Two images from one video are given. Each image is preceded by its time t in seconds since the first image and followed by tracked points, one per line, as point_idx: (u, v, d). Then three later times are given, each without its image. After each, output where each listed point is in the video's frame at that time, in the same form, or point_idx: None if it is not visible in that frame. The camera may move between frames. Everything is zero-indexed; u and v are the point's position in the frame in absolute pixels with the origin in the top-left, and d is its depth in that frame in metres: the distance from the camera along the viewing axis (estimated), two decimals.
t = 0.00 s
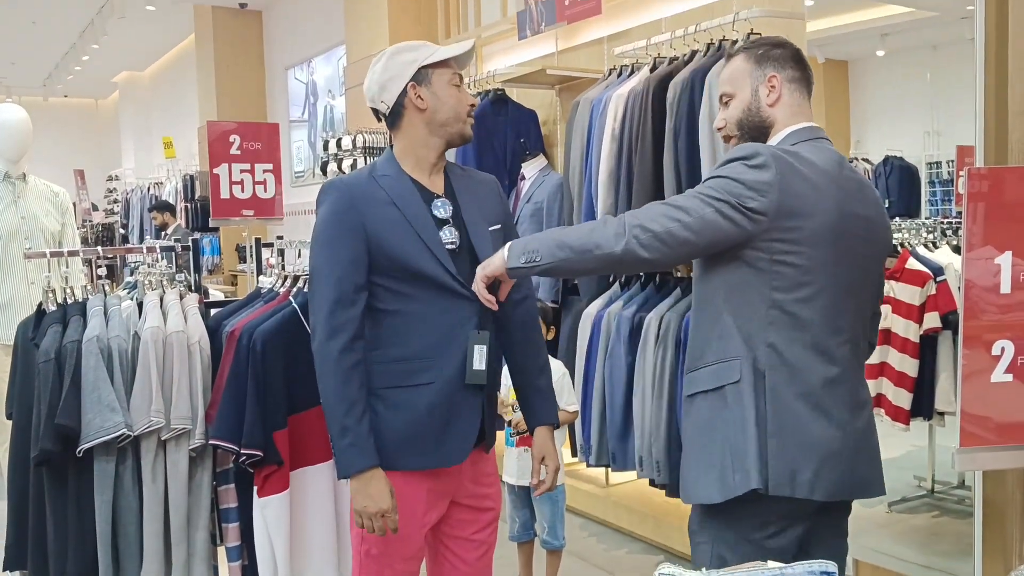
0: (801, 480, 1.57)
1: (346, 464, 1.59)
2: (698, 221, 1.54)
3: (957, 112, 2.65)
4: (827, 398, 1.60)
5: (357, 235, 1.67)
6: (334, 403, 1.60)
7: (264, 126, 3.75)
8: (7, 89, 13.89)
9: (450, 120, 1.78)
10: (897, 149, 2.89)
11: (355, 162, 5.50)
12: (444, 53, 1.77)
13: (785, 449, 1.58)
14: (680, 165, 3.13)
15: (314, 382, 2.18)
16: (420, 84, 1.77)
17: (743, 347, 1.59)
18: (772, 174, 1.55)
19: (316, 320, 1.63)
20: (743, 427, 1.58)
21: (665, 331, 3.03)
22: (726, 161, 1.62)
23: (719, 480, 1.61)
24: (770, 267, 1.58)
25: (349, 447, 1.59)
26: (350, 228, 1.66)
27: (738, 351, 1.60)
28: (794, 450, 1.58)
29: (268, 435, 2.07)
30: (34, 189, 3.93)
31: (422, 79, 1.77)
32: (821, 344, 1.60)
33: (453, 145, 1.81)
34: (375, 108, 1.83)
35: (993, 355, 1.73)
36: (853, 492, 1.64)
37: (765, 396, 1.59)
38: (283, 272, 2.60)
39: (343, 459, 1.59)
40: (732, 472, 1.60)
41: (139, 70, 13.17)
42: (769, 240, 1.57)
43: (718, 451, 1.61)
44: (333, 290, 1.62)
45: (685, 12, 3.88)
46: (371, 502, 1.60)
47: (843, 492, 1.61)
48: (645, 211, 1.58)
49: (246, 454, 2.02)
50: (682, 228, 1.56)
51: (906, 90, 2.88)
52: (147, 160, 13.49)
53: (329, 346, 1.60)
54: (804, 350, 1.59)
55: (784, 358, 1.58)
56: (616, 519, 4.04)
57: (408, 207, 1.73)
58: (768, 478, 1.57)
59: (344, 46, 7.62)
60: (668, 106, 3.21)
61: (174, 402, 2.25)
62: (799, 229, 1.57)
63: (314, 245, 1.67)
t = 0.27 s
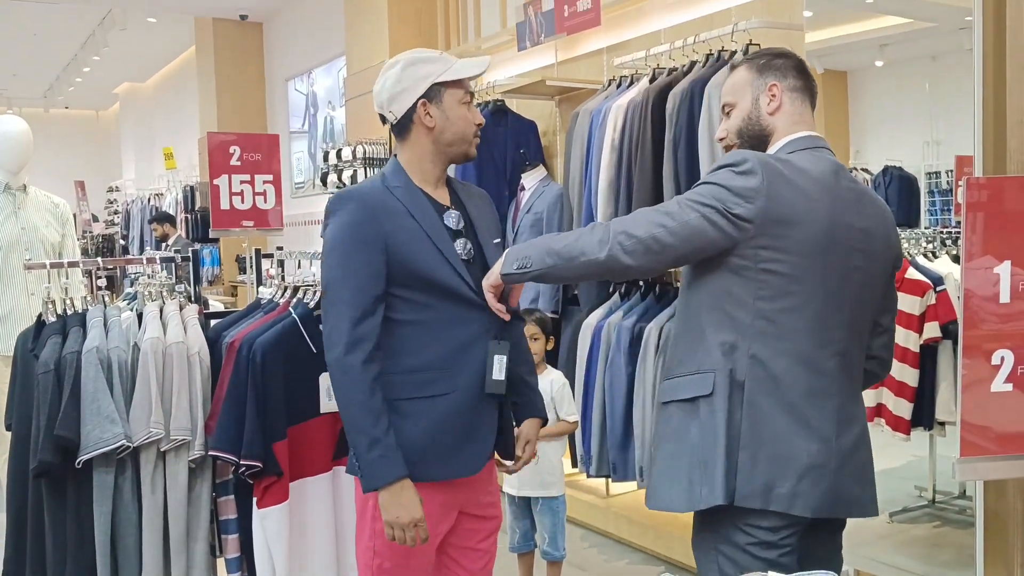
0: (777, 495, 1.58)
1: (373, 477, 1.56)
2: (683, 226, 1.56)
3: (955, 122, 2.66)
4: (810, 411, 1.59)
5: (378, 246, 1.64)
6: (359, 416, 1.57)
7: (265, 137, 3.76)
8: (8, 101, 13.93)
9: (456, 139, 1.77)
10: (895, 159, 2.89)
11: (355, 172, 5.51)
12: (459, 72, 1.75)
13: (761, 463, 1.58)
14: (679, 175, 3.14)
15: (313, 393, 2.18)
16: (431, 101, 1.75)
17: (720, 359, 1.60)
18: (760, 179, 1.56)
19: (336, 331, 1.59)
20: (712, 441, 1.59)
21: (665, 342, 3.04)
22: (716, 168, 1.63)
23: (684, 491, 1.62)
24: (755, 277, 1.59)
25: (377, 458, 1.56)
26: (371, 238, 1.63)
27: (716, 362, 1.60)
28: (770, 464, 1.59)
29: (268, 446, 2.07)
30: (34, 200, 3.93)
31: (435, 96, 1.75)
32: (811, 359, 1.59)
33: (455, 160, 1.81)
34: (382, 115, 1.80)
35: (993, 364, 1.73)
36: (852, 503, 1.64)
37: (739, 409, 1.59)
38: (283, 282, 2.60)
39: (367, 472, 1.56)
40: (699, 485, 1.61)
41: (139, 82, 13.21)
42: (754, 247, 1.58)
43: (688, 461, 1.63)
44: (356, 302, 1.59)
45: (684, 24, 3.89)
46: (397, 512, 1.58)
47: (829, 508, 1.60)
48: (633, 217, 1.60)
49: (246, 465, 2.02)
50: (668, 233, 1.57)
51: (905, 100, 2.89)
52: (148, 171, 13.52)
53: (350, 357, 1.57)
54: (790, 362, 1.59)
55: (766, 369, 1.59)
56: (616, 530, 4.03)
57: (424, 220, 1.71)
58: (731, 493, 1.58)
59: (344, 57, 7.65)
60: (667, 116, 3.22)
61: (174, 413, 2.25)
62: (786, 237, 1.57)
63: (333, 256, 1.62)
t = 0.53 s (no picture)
0: (764, 502, 1.59)
1: (411, 484, 1.57)
2: (668, 231, 1.58)
3: (951, 129, 2.68)
4: (798, 419, 1.60)
5: (407, 254, 1.61)
6: (395, 426, 1.57)
7: (266, 145, 3.78)
8: (10, 109, 13.99)
9: (463, 153, 1.79)
10: (893, 166, 2.91)
11: (356, 180, 5.53)
12: (473, 88, 1.76)
13: (748, 469, 1.60)
14: (678, 183, 3.16)
15: (312, 399, 2.19)
16: (443, 114, 1.75)
17: (705, 364, 1.62)
18: (745, 185, 1.58)
19: (368, 340, 1.57)
20: (693, 446, 1.63)
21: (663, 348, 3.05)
22: (704, 174, 1.66)
23: (666, 495, 1.66)
24: (742, 283, 1.61)
25: (419, 464, 1.57)
26: (402, 245, 1.61)
27: (701, 368, 1.63)
28: (756, 470, 1.60)
29: (269, 452, 2.09)
30: (37, 208, 3.95)
31: (447, 109, 1.75)
32: (801, 365, 1.60)
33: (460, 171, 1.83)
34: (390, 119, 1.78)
35: (989, 369, 1.74)
36: (845, 509, 1.65)
37: (723, 415, 1.62)
38: (283, 289, 2.62)
39: (405, 482, 1.57)
40: (678, 489, 1.65)
41: (141, 90, 13.26)
42: (741, 252, 1.60)
43: (671, 465, 1.67)
44: (389, 311, 1.57)
45: (683, 32, 3.91)
46: (431, 519, 1.58)
47: (816, 515, 1.61)
48: (621, 224, 1.63)
49: (247, 470, 2.04)
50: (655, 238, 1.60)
51: (904, 108, 2.91)
52: (150, 177, 13.57)
53: (386, 366, 1.56)
54: (778, 369, 1.60)
55: (753, 374, 1.60)
56: (616, 535, 4.03)
57: (446, 226, 1.71)
58: (716, 499, 1.61)
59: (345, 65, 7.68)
60: (665, 123, 3.23)
61: (176, 419, 2.26)
62: (770, 242, 1.59)
63: (362, 266, 1.59)
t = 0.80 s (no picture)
0: (765, 508, 1.58)
1: (440, 487, 1.57)
2: (663, 237, 1.60)
3: (951, 131, 2.67)
4: (797, 424, 1.60)
5: (431, 257, 1.62)
6: (425, 428, 1.56)
7: (266, 147, 3.78)
8: (10, 111, 14.00)
9: (472, 158, 1.80)
10: (893, 168, 2.90)
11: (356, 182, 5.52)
12: (483, 93, 1.76)
13: (747, 475, 1.60)
14: (677, 184, 3.16)
15: (311, 401, 2.19)
16: (452, 119, 1.75)
17: (703, 370, 1.63)
18: (737, 189, 1.59)
19: (396, 343, 1.57)
20: (691, 452, 1.64)
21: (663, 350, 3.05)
22: (700, 182, 1.68)
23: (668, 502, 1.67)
24: (739, 288, 1.61)
25: (450, 467, 1.57)
26: (428, 248, 1.61)
27: (698, 375, 1.64)
28: (756, 476, 1.60)
29: (269, 454, 2.09)
30: (37, 210, 3.95)
31: (456, 114, 1.75)
32: (799, 369, 1.60)
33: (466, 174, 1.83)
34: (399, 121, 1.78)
35: (988, 371, 1.73)
36: (845, 513, 1.64)
37: (722, 421, 1.62)
38: (283, 292, 2.61)
39: (433, 485, 1.57)
40: (678, 495, 1.66)
41: (142, 92, 13.27)
42: (737, 256, 1.60)
43: (671, 471, 1.68)
44: (418, 314, 1.57)
45: (683, 35, 3.92)
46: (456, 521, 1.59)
47: (816, 520, 1.60)
48: (617, 232, 1.65)
49: (247, 473, 2.04)
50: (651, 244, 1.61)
51: (904, 110, 2.90)
52: (150, 180, 13.58)
53: (416, 368, 1.56)
54: (776, 374, 1.59)
55: (752, 378, 1.60)
56: (617, 538, 4.03)
57: (464, 231, 1.72)
58: (715, 504, 1.62)
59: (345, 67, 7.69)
60: (665, 125, 3.23)
61: (176, 422, 2.26)
62: (765, 245, 1.59)
63: (389, 269, 1.59)
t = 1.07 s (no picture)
0: (770, 510, 1.56)
1: (469, 485, 1.54)
2: (663, 244, 1.60)
3: (955, 129, 2.65)
4: (804, 425, 1.57)
5: (456, 254, 1.60)
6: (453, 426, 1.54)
7: (264, 146, 3.76)
8: (6, 110, 13.95)
9: (484, 157, 1.78)
10: (897, 167, 2.89)
11: (354, 181, 5.49)
12: (493, 91, 1.74)
13: (752, 476, 1.58)
14: (678, 183, 3.13)
15: (308, 403, 2.17)
16: (464, 118, 1.73)
17: (708, 371, 1.61)
18: (738, 193, 1.58)
19: (425, 341, 1.55)
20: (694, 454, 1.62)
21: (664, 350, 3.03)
22: (701, 184, 1.67)
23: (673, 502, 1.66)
24: (745, 290, 1.60)
25: (478, 464, 1.53)
26: (453, 245, 1.59)
27: (703, 375, 1.62)
28: (761, 478, 1.57)
29: (266, 457, 2.06)
30: (32, 209, 3.92)
31: (469, 113, 1.73)
32: (806, 369, 1.57)
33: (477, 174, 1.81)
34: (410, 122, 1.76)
35: (994, 372, 1.71)
36: (853, 516, 1.62)
37: (728, 422, 1.60)
38: (282, 292, 2.59)
39: (463, 482, 1.54)
40: (683, 495, 1.64)
41: (138, 91, 13.23)
42: (741, 256, 1.59)
43: (674, 472, 1.67)
44: (446, 312, 1.55)
45: (684, 32, 3.89)
46: (484, 518, 1.57)
47: (824, 523, 1.57)
48: (619, 239, 1.65)
49: (245, 475, 2.01)
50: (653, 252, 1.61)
51: (907, 108, 2.88)
52: (147, 179, 13.53)
53: (446, 364, 1.54)
54: (782, 375, 1.57)
55: (757, 379, 1.58)
56: (617, 540, 4.00)
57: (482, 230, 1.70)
58: (719, 505, 1.61)
59: (343, 65, 7.66)
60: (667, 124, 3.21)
61: (172, 424, 2.24)
62: (770, 245, 1.57)
63: (417, 266, 1.56)
